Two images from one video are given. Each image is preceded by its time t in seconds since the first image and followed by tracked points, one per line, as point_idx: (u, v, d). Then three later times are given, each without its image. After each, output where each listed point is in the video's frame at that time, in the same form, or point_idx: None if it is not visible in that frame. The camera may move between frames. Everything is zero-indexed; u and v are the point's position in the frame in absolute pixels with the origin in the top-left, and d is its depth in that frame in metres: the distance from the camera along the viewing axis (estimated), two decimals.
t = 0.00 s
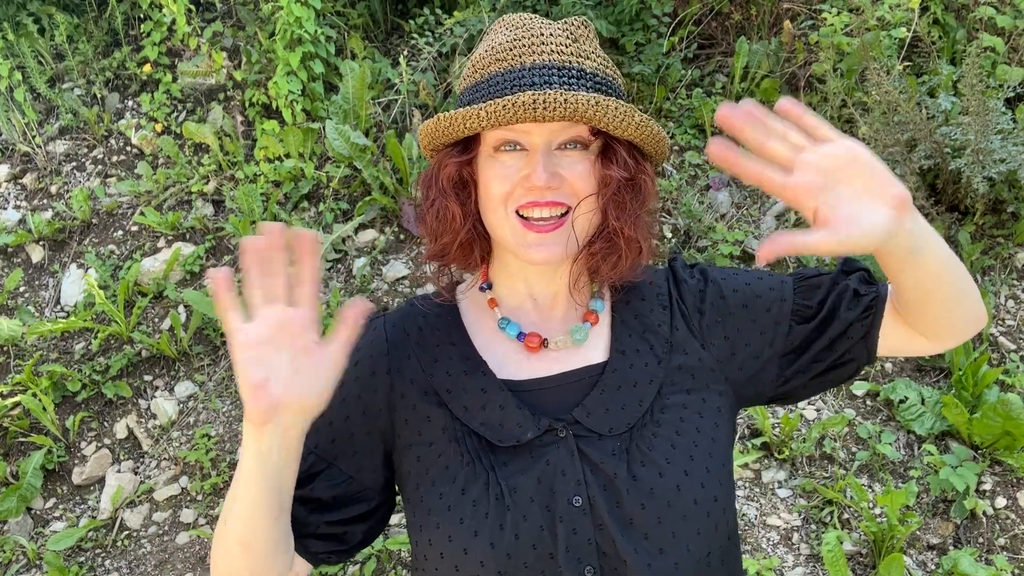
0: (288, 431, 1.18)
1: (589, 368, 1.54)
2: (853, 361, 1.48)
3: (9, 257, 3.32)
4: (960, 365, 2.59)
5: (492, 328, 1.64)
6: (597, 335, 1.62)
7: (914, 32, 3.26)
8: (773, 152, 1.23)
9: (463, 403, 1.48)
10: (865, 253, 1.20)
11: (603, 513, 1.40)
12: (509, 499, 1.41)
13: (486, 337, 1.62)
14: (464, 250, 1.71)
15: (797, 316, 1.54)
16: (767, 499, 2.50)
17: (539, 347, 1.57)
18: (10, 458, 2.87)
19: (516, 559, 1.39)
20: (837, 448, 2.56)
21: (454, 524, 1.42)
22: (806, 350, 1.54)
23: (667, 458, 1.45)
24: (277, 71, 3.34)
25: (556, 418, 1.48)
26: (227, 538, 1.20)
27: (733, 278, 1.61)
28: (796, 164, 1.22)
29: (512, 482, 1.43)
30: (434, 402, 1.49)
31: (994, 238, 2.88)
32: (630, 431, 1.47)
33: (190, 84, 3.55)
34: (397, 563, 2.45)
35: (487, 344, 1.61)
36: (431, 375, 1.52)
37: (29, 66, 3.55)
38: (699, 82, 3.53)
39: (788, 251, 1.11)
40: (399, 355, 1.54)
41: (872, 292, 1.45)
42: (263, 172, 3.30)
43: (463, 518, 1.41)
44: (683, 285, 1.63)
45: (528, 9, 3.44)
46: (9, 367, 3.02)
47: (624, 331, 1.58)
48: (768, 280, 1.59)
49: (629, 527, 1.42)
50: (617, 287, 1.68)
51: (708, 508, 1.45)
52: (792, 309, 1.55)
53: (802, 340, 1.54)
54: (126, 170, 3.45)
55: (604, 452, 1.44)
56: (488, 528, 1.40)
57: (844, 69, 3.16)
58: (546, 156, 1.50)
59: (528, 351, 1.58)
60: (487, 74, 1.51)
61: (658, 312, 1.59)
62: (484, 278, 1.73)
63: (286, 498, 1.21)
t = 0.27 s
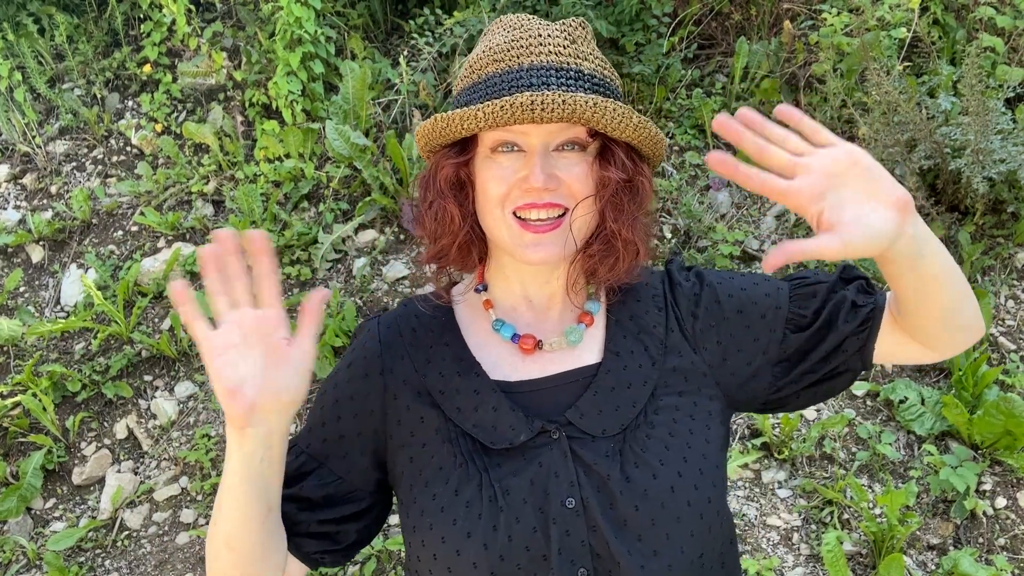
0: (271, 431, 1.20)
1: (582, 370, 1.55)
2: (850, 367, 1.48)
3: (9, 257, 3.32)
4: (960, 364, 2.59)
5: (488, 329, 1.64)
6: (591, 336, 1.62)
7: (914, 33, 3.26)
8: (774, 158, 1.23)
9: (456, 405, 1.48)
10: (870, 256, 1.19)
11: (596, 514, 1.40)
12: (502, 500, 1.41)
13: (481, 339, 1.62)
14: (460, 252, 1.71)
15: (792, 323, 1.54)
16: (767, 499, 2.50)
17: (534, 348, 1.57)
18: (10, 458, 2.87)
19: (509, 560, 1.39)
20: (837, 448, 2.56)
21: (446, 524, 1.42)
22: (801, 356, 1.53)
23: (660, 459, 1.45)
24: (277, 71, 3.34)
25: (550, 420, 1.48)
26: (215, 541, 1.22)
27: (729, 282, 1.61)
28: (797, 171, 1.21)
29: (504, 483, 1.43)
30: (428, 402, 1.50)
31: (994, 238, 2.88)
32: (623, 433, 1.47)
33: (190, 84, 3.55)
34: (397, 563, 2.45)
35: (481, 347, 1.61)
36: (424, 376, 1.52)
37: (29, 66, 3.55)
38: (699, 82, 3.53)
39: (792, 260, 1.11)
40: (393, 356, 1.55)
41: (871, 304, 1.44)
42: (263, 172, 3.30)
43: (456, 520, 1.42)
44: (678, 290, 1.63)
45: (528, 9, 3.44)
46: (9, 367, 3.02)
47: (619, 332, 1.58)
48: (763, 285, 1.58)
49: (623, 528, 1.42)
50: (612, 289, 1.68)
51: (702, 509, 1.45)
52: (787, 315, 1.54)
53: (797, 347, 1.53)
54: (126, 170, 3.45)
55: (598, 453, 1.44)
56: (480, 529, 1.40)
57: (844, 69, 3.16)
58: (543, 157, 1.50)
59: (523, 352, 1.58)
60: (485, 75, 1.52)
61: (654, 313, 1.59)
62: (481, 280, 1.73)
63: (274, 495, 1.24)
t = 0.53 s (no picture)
0: (263, 430, 1.25)
1: (581, 367, 1.55)
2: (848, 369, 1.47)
3: (9, 257, 3.32)
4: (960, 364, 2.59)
5: (486, 328, 1.64)
6: (590, 334, 1.62)
7: (914, 33, 3.26)
8: (783, 129, 1.22)
9: (455, 402, 1.49)
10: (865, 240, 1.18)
11: (595, 511, 1.40)
12: (500, 497, 1.42)
13: (480, 338, 1.62)
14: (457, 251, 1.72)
15: (793, 325, 1.54)
16: (767, 499, 2.50)
17: (533, 347, 1.57)
18: (10, 458, 2.87)
19: (507, 557, 1.39)
20: (837, 448, 2.56)
21: (444, 521, 1.42)
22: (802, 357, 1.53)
23: (659, 457, 1.45)
24: (277, 71, 3.34)
25: (548, 418, 1.48)
26: (216, 542, 1.26)
27: (729, 283, 1.61)
28: (803, 143, 1.21)
29: (502, 480, 1.43)
30: (426, 400, 1.50)
31: (994, 238, 2.88)
32: (622, 431, 1.47)
33: (190, 84, 3.55)
34: (397, 563, 2.45)
35: (480, 345, 1.61)
36: (423, 374, 1.53)
37: (29, 66, 3.55)
38: (699, 82, 3.53)
39: (783, 231, 1.12)
40: (392, 354, 1.55)
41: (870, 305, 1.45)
42: (263, 172, 3.30)
43: (453, 517, 1.41)
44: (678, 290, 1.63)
45: (528, 9, 3.44)
46: (9, 367, 3.02)
47: (618, 330, 1.58)
48: (765, 286, 1.58)
49: (621, 526, 1.42)
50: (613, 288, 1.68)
51: (701, 507, 1.45)
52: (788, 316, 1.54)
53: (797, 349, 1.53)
54: (126, 170, 3.45)
55: (596, 451, 1.44)
56: (478, 526, 1.40)
57: (844, 69, 3.16)
58: (543, 156, 1.50)
59: (522, 350, 1.58)
60: (484, 74, 1.52)
61: (654, 312, 1.60)
62: (480, 279, 1.73)
63: (272, 491, 1.28)
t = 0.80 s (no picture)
0: (280, 440, 1.17)
1: (582, 367, 1.55)
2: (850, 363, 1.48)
3: (9, 257, 3.32)
4: (960, 364, 2.59)
5: (487, 328, 1.64)
6: (591, 333, 1.62)
7: (914, 33, 3.26)
8: (775, 142, 1.24)
9: (454, 402, 1.49)
10: (861, 249, 1.17)
11: (595, 512, 1.40)
12: (499, 498, 1.41)
13: (481, 337, 1.62)
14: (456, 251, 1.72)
15: (798, 320, 1.54)
16: (767, 499, 2.50)
17: (533, 346, 1.57)
18: (10, 458, 2.87)
19: (506, 558, 1.39)
20: (837, 448, 2.56)
21: (443, 522, 1.42)
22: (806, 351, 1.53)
23: (661, 457, 1.45)
24: (277, 71, 3.34)
25: (548, 418, 1.48)
26: (218, 543, 1.18)
27: (733, 278, 1.61)
28: (795, 155, 1.22)
29: (502, 480, 1.43)
30: (426, 400, 1.50)
31: (994, 238, 2.88)
32: (623, 431, 1.47)
33: (190, 84, 3.55)
34: (397, 563, 2.45)
35: (480, 344, 1.61)
36: (423, 374, 1.53)
37: (29, 66, 3.55)
38: (699, 82, 3.53)
39: (778, 244, 1.10)
40: (392, 354, 1.56)
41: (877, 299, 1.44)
42: (263, 172, 3.30)
43: (452, 518, 1.41)
44: (683, 284, 1.63)
45: (528, 9, 3.44)
46: (9, 367, 3.02)
47: (619, 329, 1.58)
48: (769, 282, 1.58)
49: (622, 527, 1.41)
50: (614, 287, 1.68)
51: (703, 507, 1.44)
52: (792, 310, 1.54)
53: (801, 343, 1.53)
54: (126, 170, 3.45)
55: (597, 451, 1.44)
56: (477, 526, 1.40)
57: (844, 69, 3.16)
58: (541, 157, 1.50)
59: (522, 350, 1.58)
60: (481, 75, 1.52)
61: (655, 312, 1.59)
62: (479, 280, 1.73)
63: (281, 501, 1.21)
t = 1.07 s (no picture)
0: (290, 501, 1.26)
1: (590, 369, 1.52)
2: (827, 439, 1.47)
3: (9, 257, 3.32)
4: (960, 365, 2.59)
5: (493, 328, 1.61)
6: (600, 331, 1.58)
7: (914, 33, 3.26)
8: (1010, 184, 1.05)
9: (457, 406, 1.48)
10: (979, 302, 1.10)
11: (600, 520, 1.40)
12: (502, 505, 1.42)
13: (485, 337, 1.59)
14: (458, 249, 1.69)
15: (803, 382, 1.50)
16: (767, 500, 2.50)
17: (541, 348, 1.54)
18: (10, 458, 2.87)
19: (510, 565, 1.40)
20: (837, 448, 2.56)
21: (446, 528, 1.43)
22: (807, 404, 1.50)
23: (668, 466, 1.44)
24: (277, 71, 3.34)
25: (553, 423, 1.46)
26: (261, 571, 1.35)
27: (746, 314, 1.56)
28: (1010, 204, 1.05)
29: (505, 487, 1.43)
30: (428, 403, 1.50)
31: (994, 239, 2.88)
32: (630, 438, 1.45)
33: (190, 85, 3.55)
34: (397, 563, 2.45)
35: (485, 347, 1.58)
36: (425, 376, 1.52)
37: (29, 66, 3.55)
38: (699, 82, 3.53)
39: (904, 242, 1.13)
40: (393, 355, 1.55)
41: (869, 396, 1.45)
42: (263, 172, 3.30)
43: (456, 523, 1.43)
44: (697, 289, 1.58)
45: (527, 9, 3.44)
46: (9, 367, 3.02)
47: (629, 330, 1.55)
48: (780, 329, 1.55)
49: (627, 535, 1.41)
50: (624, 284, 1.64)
51: (709, 518, 1.45)
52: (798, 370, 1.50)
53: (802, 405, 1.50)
54: (126, 171, 3.46)
55: (603, 459, 1.43)
56: (480, 533, 1.41)
57: (844, 69, 3.16)
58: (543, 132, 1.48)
59: (530, 352, 1.55)
60: (472, 61, 1.53)
61: (666, 314, 1.55)
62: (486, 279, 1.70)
63: (301, 527, 1.35)
